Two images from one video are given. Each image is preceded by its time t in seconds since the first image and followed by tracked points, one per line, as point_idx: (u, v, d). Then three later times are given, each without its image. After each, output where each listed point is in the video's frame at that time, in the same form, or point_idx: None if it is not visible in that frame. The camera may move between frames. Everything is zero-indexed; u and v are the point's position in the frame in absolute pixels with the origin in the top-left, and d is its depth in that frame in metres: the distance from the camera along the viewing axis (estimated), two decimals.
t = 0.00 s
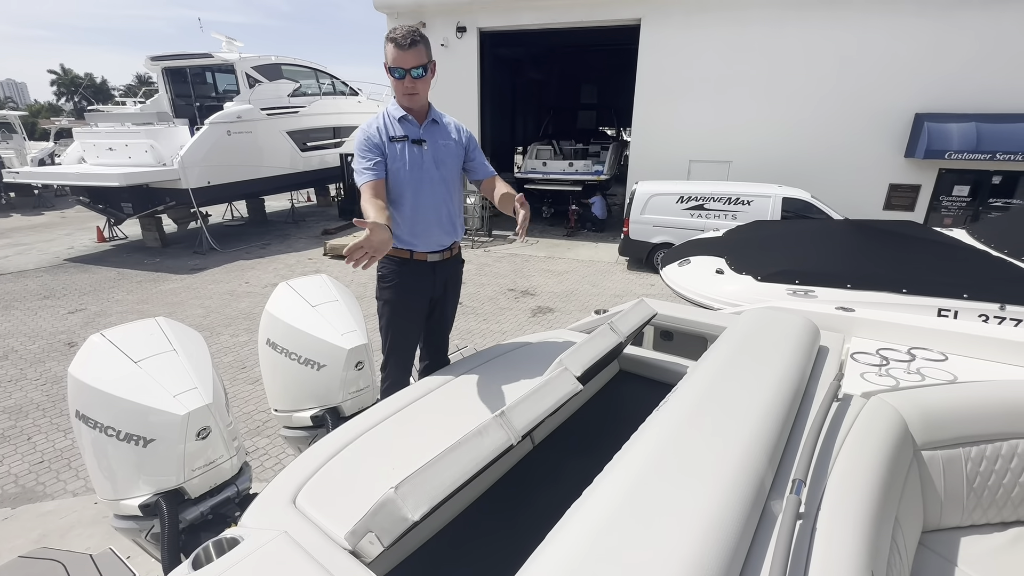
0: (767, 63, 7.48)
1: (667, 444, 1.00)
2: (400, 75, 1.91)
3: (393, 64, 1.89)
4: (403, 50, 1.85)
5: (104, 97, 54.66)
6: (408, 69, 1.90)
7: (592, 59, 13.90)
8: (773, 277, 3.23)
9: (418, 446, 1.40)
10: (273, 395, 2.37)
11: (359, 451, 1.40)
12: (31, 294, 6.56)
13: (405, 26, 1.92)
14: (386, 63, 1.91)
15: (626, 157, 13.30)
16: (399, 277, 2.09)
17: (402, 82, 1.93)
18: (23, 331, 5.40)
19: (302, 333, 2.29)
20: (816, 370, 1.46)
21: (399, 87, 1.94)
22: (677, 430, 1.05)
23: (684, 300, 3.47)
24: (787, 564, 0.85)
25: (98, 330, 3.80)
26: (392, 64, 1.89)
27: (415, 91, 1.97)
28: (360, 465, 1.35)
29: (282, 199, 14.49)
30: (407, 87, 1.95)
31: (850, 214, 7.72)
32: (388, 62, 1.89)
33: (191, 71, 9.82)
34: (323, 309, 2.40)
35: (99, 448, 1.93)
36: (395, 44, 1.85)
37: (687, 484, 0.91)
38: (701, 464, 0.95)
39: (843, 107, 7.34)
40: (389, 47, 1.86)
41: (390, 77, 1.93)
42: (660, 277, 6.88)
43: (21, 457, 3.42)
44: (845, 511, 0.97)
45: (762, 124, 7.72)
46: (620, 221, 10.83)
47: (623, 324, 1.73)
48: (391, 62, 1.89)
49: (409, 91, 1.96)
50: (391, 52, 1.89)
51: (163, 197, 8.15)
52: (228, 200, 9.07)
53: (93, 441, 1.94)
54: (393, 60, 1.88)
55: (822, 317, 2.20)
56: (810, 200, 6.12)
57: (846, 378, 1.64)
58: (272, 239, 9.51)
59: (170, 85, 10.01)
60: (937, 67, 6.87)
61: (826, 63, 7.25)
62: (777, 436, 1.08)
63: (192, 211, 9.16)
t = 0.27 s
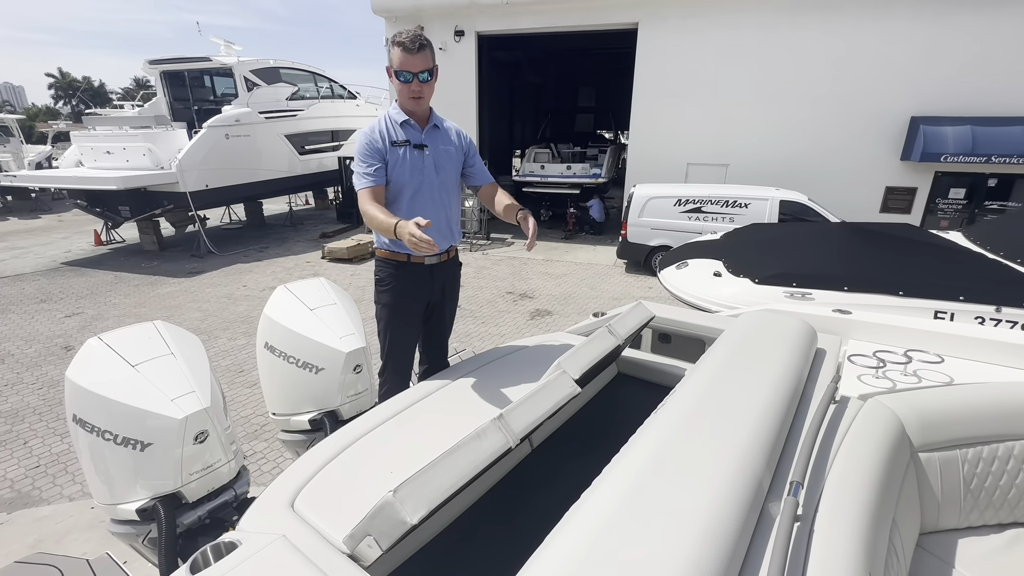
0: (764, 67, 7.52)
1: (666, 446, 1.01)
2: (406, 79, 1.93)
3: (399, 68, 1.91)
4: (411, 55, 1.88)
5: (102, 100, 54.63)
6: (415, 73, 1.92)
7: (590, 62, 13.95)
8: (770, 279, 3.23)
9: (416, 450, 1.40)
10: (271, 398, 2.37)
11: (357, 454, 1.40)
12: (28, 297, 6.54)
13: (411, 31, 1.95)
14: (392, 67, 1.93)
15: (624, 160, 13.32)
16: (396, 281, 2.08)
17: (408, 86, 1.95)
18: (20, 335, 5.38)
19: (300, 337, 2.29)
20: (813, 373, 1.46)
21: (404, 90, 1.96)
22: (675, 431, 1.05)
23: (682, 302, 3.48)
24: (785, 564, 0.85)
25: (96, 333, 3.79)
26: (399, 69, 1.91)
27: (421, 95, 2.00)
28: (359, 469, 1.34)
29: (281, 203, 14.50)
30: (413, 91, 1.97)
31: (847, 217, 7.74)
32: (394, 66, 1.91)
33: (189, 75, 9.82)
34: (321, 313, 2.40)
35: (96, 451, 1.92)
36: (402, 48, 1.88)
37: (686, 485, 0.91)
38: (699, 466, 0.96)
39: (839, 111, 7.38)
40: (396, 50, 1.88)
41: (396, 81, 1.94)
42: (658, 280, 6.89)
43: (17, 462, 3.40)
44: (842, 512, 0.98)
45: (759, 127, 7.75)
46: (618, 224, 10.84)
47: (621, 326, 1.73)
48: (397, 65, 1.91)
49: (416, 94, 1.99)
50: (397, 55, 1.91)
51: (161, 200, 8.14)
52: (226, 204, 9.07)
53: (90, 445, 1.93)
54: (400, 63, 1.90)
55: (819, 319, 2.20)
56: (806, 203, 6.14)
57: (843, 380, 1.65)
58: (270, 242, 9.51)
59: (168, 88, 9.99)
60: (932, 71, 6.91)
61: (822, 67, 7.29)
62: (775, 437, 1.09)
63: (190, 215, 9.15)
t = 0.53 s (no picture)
0: (761, 70, 7.54)
1: (663, 449, 1.00)
2: (438, 87, 1.90)
3: (431, 74, 1.88)
4: (447, 65, 1.87)
5: (100, 104, 54.58)
6: (448, 83, 1.91)
7: (587, 65, 13.97)
8: (767, 282, 3.24)
9: (412, 454, 1.39)
10: (267, 402, 2.36)
11: (353, 458, 1.39)
12: (24, 301, 6.52)
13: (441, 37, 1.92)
14: (421, 71, 1.88)
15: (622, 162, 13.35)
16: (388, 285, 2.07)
17: (437, 94, 1.92)
18: (16, 339, 5.36)
19: (297, 339, 2.28)
20: (810, 375, 1.46)
21: (432, 97, 1.93)
22: (672, 434, 1.05)
23: (680, 305, 3.48)
24: (782, 567, 0.85)
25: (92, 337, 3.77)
26: (431, 75, 1.88)
27: (446, 105, 1.98)
28: (355, 473, 1.34)
29: (279, 206, 14.49)
30: (441, 100, 1.95)
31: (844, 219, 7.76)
32: (426, 71, 1.87)
33: (187, 78, 9.81)
34: (318, 316, 2.39)
35: (90, 456, 1.91)
36: (438, 53, 1.85)
37: (683, 489, 0.91)
38: (696, 468, 0.95)
39: (836, 114, 7.40)
40: (431, 56, 1.85)
41: (423, 86, 1.90)
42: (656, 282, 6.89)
43: (12, 467, 3.38)
44: (840, 515, 0.98)
45: (757, 130, 7.77)
46: (616, 226, 10.85)
47: (619, 329, 1.73)
48: (430, 71, 1.88)
49: (440, 103, 1.96)
50: (429, 60, 1.88)
51: (159, 203, 8.12)
52: (223, 207, 9.05)
53: (84, 450, 1.92)
54: (433, 70, 1.87)
55: (817, 322, 2.20)
56: (804, 206, 6.16)
57: (840, 383, 1.64)
58: (268, 245, 9.49)
59: (166, 92, 10.01)
60: (928, 74, 6.94)
61: (819, 70, 7.32)
62: (772, 440, 1.09)
63: (187, 218, 9.14)
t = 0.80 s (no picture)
0: (758, 73, 7.57)
1: (662, 453, 1.00)
2: (459, 116, 1.79)
3: (454, 103, 1.77)
4: (471, 96, 1.77)
5: (98, 107, 54.55)
6: (470, 113, 1.81)
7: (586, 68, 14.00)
8: (766, 284, 3.25)
9: (410, 458, 1.38)
10: (265, 405, 2.35)
11: (350, 462, 1.39)
12: (21, 304, 6.49)
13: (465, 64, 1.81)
14: (444, 99, 1.78)
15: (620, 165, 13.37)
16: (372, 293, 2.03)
17: (457, 124, 1.81)
18: (13, 342, 5.33)
19: (294, 342, 2.28)
20: (809, 378, 1.45)
21: (451, 127, 1.82)
22: (671, 437, 1.04)
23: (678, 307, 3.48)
24: (782, 570, 0.84)
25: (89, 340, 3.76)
26: (453, 104, 1.77)
27: (465, 135, 1.87)
28: (353, 477, 1.33)
29: (277, 208, 14.48)
30: (460, 131, 1.84)
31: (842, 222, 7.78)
32: (449, 100, 1.77)
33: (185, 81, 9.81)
34: (315, 319, 2.38)
35: (86, 460, 1.90)
36: (462, 84, 1.75)
37: (683, 492, 0.90)
38: (694, 471, 0.95)
39: (833, 116, 7.43)
40: (455, 84, 1.75)
41: (443, 114, 1.79)
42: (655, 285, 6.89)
43: (8, 471, 3.36)
44: (840, 519, 0.97)
45: (754, 133, 7.79)
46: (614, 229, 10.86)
47: (617, 333, 1.72)
48: (452, 100, 1.77)
49: (459, 133, 1.85)
50: (451, 89, 1.77)
51: (157, 206, 8.11)
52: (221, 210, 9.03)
53: (80, 454, 1.90)
54: (456, 99, 1.77)
55: (815, 324, 2.20)
56: (801, 208, 6.17)
57: (839, 385, 1.64)
58: (266, 248, 9.48)
59: (164, 94, 9.78)
60: (925, 77, 6.97)
61: (816, 73, 7.34)
62: (770, 443, 1.08)
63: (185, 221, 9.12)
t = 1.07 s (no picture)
0: (756, 76, 7.60)
1: (663, 456, 1.00)
2: (468, 173, 1.75)
3: (464, 160, 1.72)
4: (483, 154, 1.72)
5: (97, 110, 54.56)
6: (480, 170, 1.76)
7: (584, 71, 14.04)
8: (764, 287, 3.25)
9: (410, 461, 1.38)
10: (263, 408, 2.35)
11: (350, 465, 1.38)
12: (18, 307, 6.47)
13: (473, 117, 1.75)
14: (454, 156, 1.72)
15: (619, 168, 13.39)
16: (365, 301, 2.02)
17: (467, 180, 1.77)
18: (10, 345, 5.32)
19: (293, 345, 2.27)
20: (809, 381, 1.45)
21: (461, 183, 1.78)
22: (672, 440, 1.04)
23: (677, 309, 3.48)
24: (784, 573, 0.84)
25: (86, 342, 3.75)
26: (462, 161, 1.73)
27: (474, 189, 1.83)
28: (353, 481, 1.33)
29: (275, 211, 14.47)
30: (469, 186, 1.80)
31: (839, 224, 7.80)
32: (459, 158, 1.72)
33: (184, 83, 9.82)
34: (315, 321, 2.38)
35: (84, 464, 1.89)
36: (472, 145, 1.69)
37: (683, 495, 0.90)
38: (695, 474, 0.95)
39: (831, 119, 7.45)
40: (464, 142, 1.70)
41: (452, 171, 1.75)
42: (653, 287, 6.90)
43: (5, 475, 3.34)
44: (841, 522, 0.97)
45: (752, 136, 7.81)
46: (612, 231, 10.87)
47: (617, 335, 1.73)
48: (462, 158, 1.72)
49: (468, 188, 1.81)
50: (460, 145, 1.71)
51: (155, 209, 8.10)
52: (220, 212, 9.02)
53: (78, 458, 1.90)
54: (466, 157, 1.72)
55: (814, 326, 2.20)
56: (799, 210, 6.18)
57: (839, 387, 1.64)
58: (264, 251, 9.47)
59: (163, 97, 9.93)
60: (921, 80, 7.00)
61: (813, 76, 7.37)
62: (771, 445, 1.08)
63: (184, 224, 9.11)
